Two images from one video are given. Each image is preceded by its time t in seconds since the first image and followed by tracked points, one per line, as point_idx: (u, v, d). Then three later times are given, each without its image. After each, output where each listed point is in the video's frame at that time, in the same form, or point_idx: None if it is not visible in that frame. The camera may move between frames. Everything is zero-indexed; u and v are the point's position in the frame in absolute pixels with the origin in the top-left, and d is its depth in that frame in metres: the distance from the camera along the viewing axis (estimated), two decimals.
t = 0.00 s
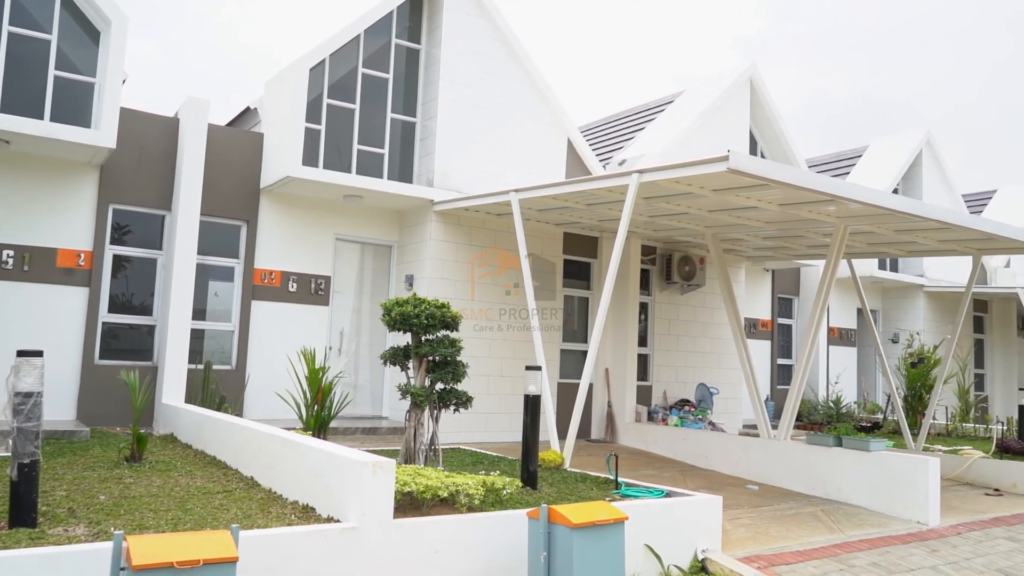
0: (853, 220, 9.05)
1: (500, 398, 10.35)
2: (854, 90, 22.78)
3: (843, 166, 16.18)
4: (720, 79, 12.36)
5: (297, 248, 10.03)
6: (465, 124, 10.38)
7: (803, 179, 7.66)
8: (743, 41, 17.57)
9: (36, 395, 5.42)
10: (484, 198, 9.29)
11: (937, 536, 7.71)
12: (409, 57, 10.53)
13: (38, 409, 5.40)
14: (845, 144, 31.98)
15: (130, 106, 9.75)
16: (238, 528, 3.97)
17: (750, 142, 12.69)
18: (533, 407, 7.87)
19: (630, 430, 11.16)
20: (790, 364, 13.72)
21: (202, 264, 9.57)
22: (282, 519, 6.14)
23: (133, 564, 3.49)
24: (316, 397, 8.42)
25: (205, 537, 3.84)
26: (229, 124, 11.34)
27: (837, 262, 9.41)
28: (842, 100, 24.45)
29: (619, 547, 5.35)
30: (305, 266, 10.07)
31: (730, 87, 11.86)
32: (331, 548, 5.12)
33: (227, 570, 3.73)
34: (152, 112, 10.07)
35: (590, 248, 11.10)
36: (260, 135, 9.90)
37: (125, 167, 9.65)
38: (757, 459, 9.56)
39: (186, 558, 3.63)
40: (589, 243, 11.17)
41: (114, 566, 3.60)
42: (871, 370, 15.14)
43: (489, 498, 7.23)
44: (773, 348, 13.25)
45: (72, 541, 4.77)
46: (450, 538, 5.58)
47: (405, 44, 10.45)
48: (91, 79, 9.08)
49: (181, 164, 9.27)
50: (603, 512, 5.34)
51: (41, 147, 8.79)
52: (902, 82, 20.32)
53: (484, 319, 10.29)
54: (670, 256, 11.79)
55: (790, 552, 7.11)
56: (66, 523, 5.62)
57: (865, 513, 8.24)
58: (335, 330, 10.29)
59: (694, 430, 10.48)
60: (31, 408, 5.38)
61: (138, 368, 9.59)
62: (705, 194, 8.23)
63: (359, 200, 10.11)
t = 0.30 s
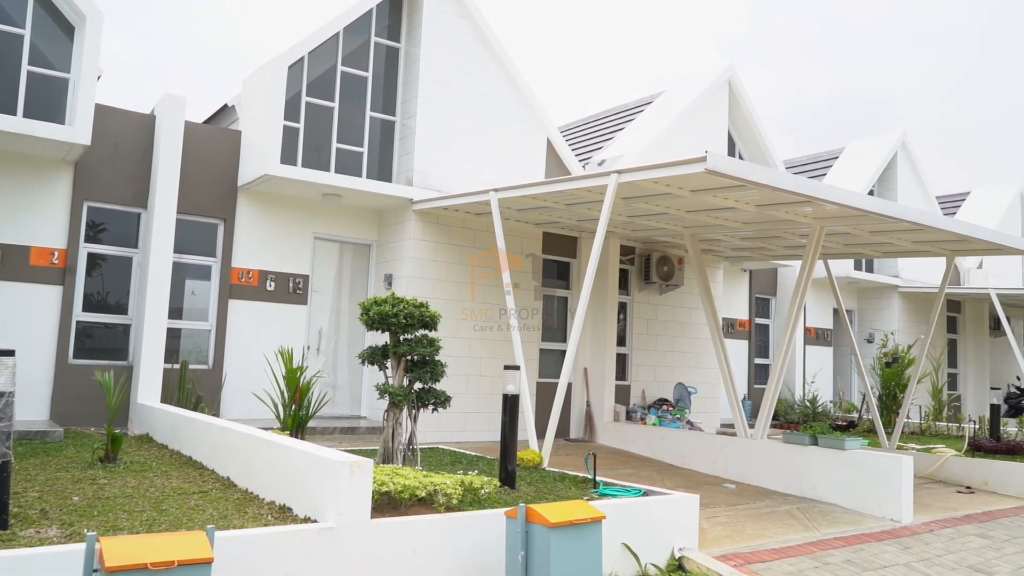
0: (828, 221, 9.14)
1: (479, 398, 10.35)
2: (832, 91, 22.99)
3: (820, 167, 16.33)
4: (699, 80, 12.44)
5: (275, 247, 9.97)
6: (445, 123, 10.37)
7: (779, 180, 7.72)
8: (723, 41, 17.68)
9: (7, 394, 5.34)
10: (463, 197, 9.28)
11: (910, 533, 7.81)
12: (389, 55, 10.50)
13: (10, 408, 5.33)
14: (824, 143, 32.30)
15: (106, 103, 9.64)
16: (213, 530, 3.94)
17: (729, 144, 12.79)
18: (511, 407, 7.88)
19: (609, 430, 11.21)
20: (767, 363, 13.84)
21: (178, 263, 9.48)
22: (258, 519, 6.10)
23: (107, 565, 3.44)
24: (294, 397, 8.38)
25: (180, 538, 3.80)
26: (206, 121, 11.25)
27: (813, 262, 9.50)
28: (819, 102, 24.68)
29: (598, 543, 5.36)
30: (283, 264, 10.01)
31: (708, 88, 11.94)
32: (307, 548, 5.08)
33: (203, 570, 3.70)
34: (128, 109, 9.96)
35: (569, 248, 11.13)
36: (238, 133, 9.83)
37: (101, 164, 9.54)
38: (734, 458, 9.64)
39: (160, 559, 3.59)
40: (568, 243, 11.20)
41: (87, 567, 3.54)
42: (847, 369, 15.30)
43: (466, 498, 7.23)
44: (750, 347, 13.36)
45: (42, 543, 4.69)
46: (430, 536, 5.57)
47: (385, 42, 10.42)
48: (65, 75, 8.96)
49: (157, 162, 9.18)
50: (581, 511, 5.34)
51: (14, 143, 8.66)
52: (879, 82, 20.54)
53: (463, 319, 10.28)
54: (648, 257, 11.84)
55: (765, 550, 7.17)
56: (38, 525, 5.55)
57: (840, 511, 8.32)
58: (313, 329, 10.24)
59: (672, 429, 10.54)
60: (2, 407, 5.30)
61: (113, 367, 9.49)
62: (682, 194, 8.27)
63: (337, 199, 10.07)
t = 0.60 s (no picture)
0: (804, 222, 9.22)
1: (457, 397, 10.34)
2: (809, 92, 23.22)
3: (796, 168, 16.48)
4: (678, 80, 12.51)
5: (252, 246, 9.90)
6: (424, 121, 10.35)
7: (755, 181, 7.79)
8: (701, 41, 17.77)
9: None
10: (442, 197, 9.25)
11: (883, 530, 7.91)
12: (367, 53, 10.47)
13: None
14: (801, 141, 32.62)
15: (80, 99, 9.51)
16: (187, 530, 3.90)
17: (706, 145, 12.88)
18: (489, 406, 7.88)
19: (586, 429, 11.25)
20: (744, 362, 13.96)
21: (153, 261, 9.38)
22: (234, 520, 6.05)
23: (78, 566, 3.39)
24: (271, 396, 8.32)
25: (154, 539, 3.75)
26: (182, 118, 11.14)
27: (789, 262, 9.59)
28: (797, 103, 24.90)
29: (573, 544, 5.36)
30: (260, 263, 9.94)
31: (685, 88, 12.02)
32: (284, 547, 5.06)
33: (177, 571, 3.66)
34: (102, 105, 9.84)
35: (548, 248, 11.16)
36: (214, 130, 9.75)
37: (75, 161, 9.42)
38: (710, 457, 9.71)
39: (133, 560, 3.54)
40: (546, 242, 11.23)
41: (58, 569, 3.49)
42: (822, 368, 15.47)
43: (444, 497, 7.22)
44: (727, 347, 13.47)
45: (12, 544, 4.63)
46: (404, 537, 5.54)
47: (363, 40, 10.38)
48: (38, 71, 8.84)
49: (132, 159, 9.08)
50: (558, 509, 5.36)
51: None
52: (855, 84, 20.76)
53: (442, 318, 10.27)
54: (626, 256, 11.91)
55: (741, 547, 7.22)
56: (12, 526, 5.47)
57: (815, 509, 8.41)
58: (291, 329, 10.20)
59: (650, 428, 10.60)
60: None
61: (87, 367, 9.38)
62: (660, 194, 8.31)
63: (315, 197, 10.02)
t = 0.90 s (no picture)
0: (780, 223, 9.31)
1: (435, 396, 10.33)
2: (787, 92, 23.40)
3: (773, 169, 16.61)
4: (656, 80, 12.57)
5: (229, 244, 9.83)
6: (402, 119, 10.32)
7: (731, 182, 7.84)
8: (680, 39, 17.84)
9: None
10: (421, 195, 9.23)
11: (856, 527, 8.00)
12: (346, 51, 10.42)
13: None
14: (779, 139, 32.90)
15: (52, 94, 9.38)
16: (160, 530, 3.87)
17: (684, 145, 12.97)
18: (466, 405, 7.88)
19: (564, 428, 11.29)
20: (721, 361, 14.07)
21: (127, 259, 9.27)
22: (208, 520, 6.00)
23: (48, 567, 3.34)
24: (247, 396, 8.27)
25: (127, 539, 3.71)
26: (157, 114, 11.00)
27: (765, 262, 9.67)
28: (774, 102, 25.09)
29: (547, 547, 5.35)
30: (236, 261, 9.87)
31: (664, 88, 12.08)
32: (256, 549, 5.00)
33: (150, 572, 3.62)
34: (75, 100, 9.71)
35: (526, 246, 11.17)
36: (190, 126, 9.66)
37: (47, 158, 9.29)
38: (687, 455, 9.77)
39: (105, 561, 3.51)
40: (525, 241, 11.24)
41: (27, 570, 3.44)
42: (798, 367, 15.63)
43: (421, 496, 7.21)
44: (704, 346, 13.56)
45: None
46: (382, 535, 5.53)
47: (342, 38, 10.33)
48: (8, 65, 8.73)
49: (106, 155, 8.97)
50: (535, 508, 5.36)
51: None
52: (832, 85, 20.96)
53: (420, 317, 10.25)
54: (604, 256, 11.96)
55: (717, 545, 7.27)
56: None
57: (790, 506, 8.49)
58: (267, 327, 10.14)
59: (627, 427, 10.65)
60: None
61: (59, 366, 9.25)
62: (637, 194, 8.34)
63: (292, 195, 9.96)
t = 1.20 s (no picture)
0: (756, 222, 9.39)
1: (413, 395, 10.32)
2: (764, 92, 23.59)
3: (750, 169, 16.75)
4: (634, 80, 12.63)
5: (205, 241, 9.73)
6: (380, 116, 10.29)
7: (707, 182, 7.89)
8: (659, 39, 17.92)
9: None
10: (399, 193, 9.19)
11: (829, 523, 8.10)
12: (323, 48, 10.36)
13: None
14: (757, 138, 33.16)
15: (23, 89, 9.23)
16: (132, 530, 3.81)
17: (662, 145, 13.05)
18: (443, 404, 7.87)
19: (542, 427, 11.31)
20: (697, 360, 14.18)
21: (100, 256, 9.16)
22: (181, 520, 5.94)
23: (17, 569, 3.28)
24: (221, 394, 8.20)
25: (98, 540, 3.65)
26: (131, 110, 10.87)
27: (741, 261, 9.74)
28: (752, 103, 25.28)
29: (522, 545, 5.34)
30: (212, 259, 9.78)
31: (641, 88, 12.14)
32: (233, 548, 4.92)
33: (122, 572, 3.57)
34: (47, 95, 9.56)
35: (504, 245, 11.18)
36: (165, 122, 9.55)
37: (18, 153, 9.14)
38: (663, 453, 9.83)
39: (75, 562, 3.45)
40: (502, 240, 11.24)
41: None
42: (773, 365, 15.79)
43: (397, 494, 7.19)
44: (681, 344, 13.65)
45: None
46: (358, 533, 5.47)
47: (319, 34, 10.28)
48: None
49: (78, 151, 8.83)
50: (511, 507, 5.35)
51: None
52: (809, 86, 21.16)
53: (398, 315, 10.22)
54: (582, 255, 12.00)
55: (693, 542, 7.32)
56: None
57: (764, 503, 8.57)
58: (243, 325, 10.08)
59: (605, 425, 10.70)
60: None
61: (30, 364, 9.11)
62: (614, 193, 8.37)
63: (269, 192, 9.90)
